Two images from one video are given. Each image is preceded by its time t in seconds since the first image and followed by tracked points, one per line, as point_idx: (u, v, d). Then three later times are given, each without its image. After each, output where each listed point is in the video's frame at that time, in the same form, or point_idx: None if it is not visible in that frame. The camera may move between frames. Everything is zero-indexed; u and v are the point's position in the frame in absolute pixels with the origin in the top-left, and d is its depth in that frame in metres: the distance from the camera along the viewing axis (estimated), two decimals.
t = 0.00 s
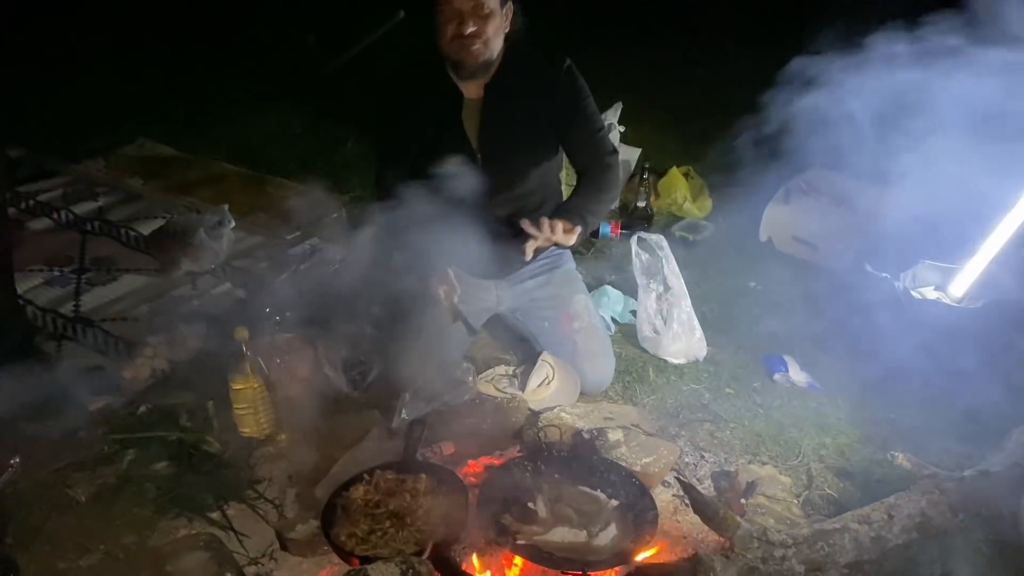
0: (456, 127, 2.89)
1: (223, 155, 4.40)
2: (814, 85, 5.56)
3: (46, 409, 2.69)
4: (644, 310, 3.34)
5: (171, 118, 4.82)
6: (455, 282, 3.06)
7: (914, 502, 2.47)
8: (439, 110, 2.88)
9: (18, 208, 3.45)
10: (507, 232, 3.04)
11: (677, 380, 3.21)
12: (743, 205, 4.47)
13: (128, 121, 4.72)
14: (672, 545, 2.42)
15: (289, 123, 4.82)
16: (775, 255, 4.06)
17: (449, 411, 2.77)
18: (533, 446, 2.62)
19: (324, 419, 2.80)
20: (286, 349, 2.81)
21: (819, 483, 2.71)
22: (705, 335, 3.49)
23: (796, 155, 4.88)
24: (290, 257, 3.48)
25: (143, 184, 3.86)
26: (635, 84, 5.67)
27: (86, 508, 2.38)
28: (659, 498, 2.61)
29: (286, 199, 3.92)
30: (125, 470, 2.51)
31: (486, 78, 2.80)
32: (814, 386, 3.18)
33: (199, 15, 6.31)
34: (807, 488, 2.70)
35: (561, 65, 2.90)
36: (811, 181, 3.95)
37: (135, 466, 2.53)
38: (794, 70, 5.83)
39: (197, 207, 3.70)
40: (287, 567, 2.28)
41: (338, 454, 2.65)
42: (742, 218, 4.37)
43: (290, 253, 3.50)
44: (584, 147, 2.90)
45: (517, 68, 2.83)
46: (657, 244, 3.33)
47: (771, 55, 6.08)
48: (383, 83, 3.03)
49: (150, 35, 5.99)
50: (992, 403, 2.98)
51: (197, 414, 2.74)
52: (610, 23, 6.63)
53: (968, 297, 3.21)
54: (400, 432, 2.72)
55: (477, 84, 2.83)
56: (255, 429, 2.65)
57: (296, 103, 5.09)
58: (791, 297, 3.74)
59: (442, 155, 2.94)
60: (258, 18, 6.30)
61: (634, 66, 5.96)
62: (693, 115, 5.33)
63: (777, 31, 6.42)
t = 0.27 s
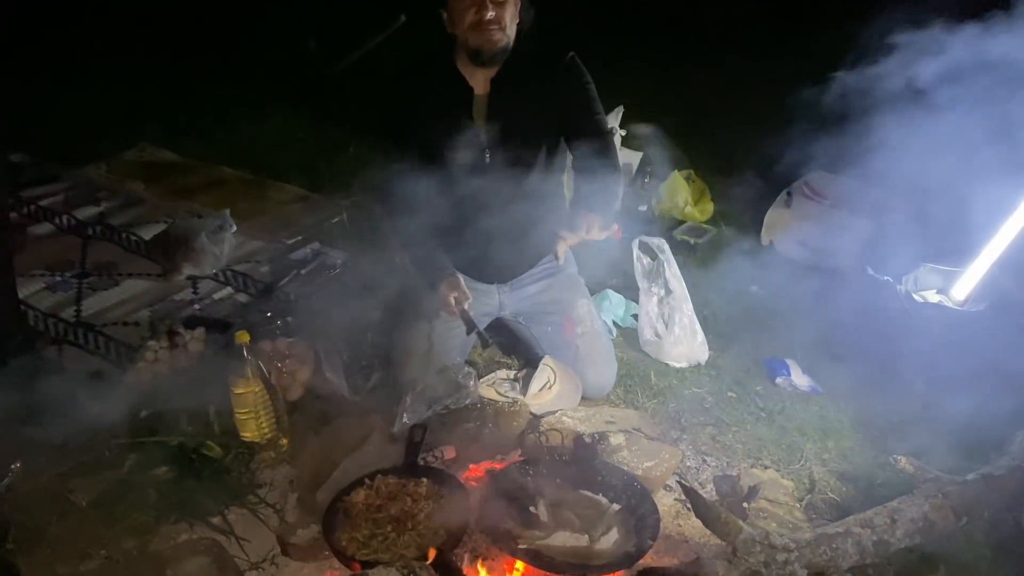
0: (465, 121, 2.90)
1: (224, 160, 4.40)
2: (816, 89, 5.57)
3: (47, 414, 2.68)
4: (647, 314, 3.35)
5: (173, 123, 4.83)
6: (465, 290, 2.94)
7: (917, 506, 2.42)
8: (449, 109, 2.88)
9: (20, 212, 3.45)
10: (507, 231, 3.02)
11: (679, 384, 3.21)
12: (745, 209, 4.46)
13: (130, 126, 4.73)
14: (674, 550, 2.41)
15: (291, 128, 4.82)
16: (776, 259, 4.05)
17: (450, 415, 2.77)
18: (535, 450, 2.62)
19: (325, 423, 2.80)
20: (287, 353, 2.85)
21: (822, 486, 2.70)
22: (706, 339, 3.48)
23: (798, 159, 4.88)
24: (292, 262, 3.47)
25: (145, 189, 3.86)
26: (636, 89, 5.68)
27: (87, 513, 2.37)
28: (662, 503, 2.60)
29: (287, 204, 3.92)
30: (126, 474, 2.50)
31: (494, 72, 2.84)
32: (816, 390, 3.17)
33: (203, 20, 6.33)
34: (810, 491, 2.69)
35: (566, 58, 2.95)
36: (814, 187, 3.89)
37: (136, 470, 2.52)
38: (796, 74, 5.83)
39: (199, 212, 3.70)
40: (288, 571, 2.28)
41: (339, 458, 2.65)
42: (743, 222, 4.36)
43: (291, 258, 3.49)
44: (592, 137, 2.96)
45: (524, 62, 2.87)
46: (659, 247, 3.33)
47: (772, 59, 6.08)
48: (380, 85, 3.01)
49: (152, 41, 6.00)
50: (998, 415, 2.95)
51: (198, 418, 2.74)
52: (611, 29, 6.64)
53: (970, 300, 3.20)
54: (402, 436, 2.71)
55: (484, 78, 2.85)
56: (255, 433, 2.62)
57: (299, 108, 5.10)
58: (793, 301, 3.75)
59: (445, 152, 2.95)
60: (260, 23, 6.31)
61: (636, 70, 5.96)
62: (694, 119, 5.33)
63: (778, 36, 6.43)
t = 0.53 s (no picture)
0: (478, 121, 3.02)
1: (226, 168, 4.42)
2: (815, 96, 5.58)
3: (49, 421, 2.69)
4: (648, 321, 3.33)
5: (175, 131, 4.84)
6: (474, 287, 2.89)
7: (916, 513, 2.45)
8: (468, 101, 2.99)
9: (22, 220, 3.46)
10: (509, 235, 3.09)
11: (680, 390, 3.21)
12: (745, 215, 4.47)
13: (132, 134, 4.75)
14: (675, 555, 2.40)
15: (292, 135, 4.83)
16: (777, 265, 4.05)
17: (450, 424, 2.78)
18: (535, 456, 2.62)
19: (326, 429, 2.80)
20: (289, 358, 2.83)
21: (822, 492, 2.70)
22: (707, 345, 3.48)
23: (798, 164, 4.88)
24: (293, 269, 3.47)
25: (146, 196, 3.87)
26: (636, 96, 5.69)
27: (88, 519, 2.38)
28: (662, 509, 2.59)
29: (289, 211, 3.93)
30: (127, 481, 2.51)
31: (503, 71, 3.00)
32: (817, 396, 3.17)
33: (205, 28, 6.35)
34: (810, 498, 2.69)
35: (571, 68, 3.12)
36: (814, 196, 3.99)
37: (137, 477, 2.53)
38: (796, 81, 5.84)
39: (201, 219, 3.71)
40: None
41: (340, 465, 2.65)
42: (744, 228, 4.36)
43: (293, 265, 3.50)
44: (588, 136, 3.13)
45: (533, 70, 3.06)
46: (659, 253, 3.30)
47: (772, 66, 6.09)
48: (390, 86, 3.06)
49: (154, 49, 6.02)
50: (993, 410, 3.01)
51: (199, 425, 2.74)
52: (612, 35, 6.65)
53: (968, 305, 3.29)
54: (402, 443, 2.72)
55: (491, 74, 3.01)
56: (256, 440, 2.59)
57: (300, 115, 5.11)
58: (794, 305, 3.74)
59: (455, 150, 3.06)
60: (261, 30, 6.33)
61: (637, 77, 5.97)
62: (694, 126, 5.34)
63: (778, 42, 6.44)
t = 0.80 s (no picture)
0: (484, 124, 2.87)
1: (228, 178, 4.43)
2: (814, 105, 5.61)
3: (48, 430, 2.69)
4: (649, 329, 3.36)
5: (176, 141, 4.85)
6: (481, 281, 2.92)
7: (916, 520, 2.47)
8: (469, 111, 2.86)
9: (24, 230, 3.48)
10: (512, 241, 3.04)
11: (680, 398, 3.22)
12: (743, 224, 4.49)
13: (134, 143, 4.76)
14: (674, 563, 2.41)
15: (294, 145, 4.85)
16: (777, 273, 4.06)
17: (450, 435, 2.80)
18: (535, 465, 2.62)
19: (326, 437, 2.80)
20: (290, 369, 2.90)
21: (822, 500, 2.70)
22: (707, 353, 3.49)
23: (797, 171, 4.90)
24: (294, 278, 3.48)
25: (148, 206, 3.88)
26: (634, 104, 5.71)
27: (90, 530, 2.38)
28: (662, 517, 2.60)
29: (290, 220, 3.94)
30: (129, 491, 2.51)
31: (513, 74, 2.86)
32: (816, 405, 3.18)
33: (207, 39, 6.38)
34: (810, 506, 2.69)
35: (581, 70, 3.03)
36: (812, 203, 3.98)
37: (139, 487, 2.53)
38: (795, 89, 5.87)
39: (202, 229, 3.73)
40: None
41: (340, 474, 2.65)
42: (744, 237, 4.37)
43: (293, 273, 3.50)
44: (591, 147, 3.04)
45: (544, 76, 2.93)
46: (659, 262, 3.35)
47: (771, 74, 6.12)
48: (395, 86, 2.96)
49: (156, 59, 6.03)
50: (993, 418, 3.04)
51: (199, 434, 2.74)
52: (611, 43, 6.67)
53: (969, 313, 3.20)
54: (403, 452, 2.72)
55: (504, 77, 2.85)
56: (257, 449, 2.62)
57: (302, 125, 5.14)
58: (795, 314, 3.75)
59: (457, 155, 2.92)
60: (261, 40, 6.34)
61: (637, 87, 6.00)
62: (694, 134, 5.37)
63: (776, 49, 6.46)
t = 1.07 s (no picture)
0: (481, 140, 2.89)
1: (229, 187, 4.44)
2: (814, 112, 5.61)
3: (50, 439, 2.69)
4: (649, 338, 3.36)
5: (177, 150, 4.87)
6: (483, 296, 2.90)
7: (917, 530, 2.46)
8: (468, 123, 2.89)
9: (27, 239, 3.50)
10: (512, 252, 3.04)
11: (681, 407, 3.22)
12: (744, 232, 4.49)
13: (136, 152, 4.78)
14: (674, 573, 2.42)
15: (295, 154, 4.86)
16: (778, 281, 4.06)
17: (450, 448, 2.81)
18: (535, 474, 2.61)
19: (327, 446, 2.80)
20: (290, 377, 2.90)
21: (823, 510, 2.70)
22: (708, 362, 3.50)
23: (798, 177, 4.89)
24: (295, 287, 3.50)
25: (150, 215, 3.90)
26: (635, 112, 5.73)
27: (91, 539, 2.39)
28: (663, 527, 2.59)
29: (291, 229, 3.95)
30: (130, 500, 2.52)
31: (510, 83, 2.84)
32: (818, 412, 3.18)
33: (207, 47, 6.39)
34: (811, 515, 2.69)
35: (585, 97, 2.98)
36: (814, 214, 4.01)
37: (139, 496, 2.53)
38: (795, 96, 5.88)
39: (203, 238, 3.75)
40: None
41: (341, 483, 2.65)
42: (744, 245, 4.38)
43: (295, 282, 3.52)
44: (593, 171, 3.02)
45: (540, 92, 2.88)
46: (659, 271, 3.37)
47: (771, 83, 6.13)
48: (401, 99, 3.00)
49: (158, 68, 6.05)
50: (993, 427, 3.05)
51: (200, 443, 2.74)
52: (612, 50, 6.69)
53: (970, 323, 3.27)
54: (403, 461, 2.72)
55: (500, 87, 2.84)
56: (258, 458, 2.62)
57: (302, 133, 5.14)
58: (795, 322, 3.75)
59: (457, 167, 2.95)
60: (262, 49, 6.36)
61: (636, 95, 6.01)
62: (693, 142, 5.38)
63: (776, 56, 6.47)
